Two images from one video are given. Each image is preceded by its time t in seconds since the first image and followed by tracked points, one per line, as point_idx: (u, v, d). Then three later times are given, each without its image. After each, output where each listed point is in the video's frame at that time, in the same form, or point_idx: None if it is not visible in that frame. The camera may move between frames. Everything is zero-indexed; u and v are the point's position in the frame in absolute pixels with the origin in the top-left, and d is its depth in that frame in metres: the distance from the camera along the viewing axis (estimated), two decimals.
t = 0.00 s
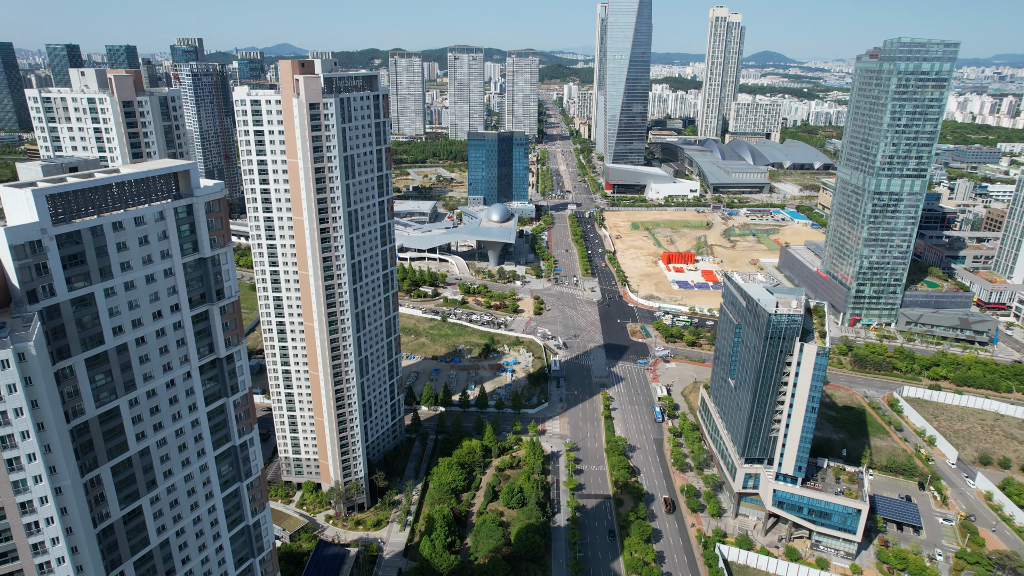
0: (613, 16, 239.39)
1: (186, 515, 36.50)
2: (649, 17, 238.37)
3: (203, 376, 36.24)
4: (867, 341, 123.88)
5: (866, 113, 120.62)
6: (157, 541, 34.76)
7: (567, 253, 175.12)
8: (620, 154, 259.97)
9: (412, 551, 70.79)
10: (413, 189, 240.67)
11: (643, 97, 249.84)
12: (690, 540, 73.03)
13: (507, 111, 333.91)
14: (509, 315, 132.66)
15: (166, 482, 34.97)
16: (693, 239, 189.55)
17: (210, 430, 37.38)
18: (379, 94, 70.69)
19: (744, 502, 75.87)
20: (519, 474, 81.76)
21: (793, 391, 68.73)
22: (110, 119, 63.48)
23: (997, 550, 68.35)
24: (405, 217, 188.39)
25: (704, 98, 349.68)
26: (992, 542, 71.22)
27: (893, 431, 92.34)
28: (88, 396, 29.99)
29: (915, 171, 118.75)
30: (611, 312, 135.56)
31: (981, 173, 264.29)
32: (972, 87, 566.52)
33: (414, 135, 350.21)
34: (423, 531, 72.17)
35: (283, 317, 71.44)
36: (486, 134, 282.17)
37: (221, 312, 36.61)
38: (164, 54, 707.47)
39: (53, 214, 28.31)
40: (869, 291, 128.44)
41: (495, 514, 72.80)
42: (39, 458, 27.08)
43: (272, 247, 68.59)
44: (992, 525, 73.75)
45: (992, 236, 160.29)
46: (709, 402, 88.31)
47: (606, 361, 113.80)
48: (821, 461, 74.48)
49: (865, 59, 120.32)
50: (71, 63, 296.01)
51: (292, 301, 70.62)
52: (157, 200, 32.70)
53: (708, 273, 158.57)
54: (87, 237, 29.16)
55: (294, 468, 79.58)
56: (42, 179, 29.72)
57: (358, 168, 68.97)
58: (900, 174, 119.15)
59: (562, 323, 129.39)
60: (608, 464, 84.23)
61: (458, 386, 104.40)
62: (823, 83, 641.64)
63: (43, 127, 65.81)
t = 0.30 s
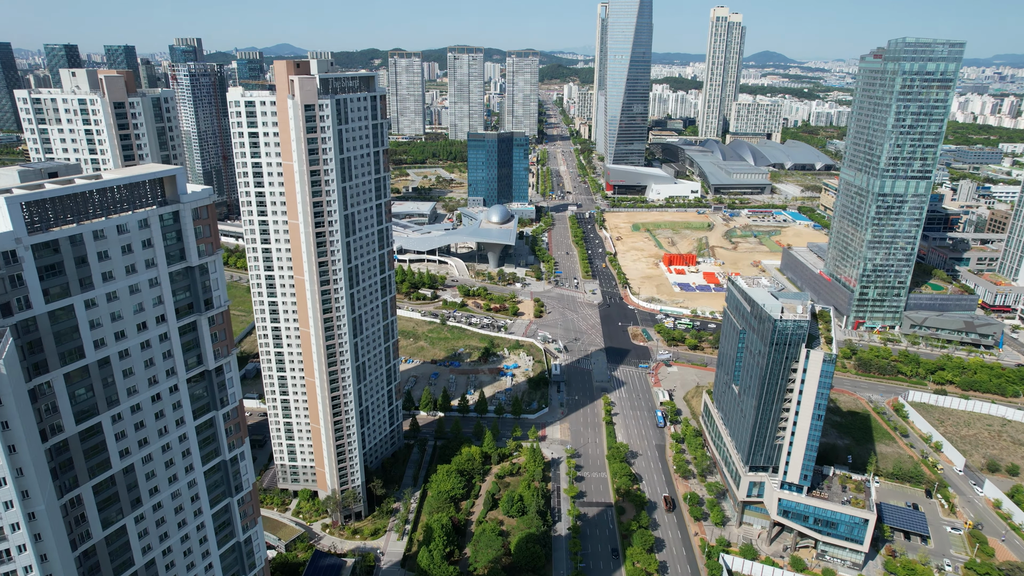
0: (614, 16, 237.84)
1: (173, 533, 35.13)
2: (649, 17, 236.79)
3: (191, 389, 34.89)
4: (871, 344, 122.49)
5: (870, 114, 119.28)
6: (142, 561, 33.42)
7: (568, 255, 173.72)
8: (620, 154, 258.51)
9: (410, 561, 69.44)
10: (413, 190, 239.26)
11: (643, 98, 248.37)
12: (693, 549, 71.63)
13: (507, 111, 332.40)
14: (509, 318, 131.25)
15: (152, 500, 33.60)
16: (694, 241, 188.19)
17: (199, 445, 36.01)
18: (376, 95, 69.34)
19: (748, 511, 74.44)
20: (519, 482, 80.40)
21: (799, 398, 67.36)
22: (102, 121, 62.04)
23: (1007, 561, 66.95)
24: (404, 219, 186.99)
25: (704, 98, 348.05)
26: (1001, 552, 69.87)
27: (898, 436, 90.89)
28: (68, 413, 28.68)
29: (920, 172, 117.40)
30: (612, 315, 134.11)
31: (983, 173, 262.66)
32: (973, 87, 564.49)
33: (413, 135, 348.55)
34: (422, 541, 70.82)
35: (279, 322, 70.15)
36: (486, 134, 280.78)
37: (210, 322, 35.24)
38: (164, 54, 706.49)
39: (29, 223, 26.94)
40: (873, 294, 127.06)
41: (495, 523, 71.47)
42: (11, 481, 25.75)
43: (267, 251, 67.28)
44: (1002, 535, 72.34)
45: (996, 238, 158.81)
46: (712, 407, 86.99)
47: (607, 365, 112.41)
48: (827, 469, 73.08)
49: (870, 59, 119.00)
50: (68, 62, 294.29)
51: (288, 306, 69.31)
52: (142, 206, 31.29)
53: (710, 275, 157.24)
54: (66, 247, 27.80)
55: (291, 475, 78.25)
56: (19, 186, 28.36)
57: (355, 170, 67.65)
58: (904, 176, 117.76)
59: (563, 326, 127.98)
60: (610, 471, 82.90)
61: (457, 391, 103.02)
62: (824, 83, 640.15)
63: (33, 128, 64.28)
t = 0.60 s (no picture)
0: (614, 16, 236.45)
1: (159, 553, 33.77)
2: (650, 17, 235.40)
3: (178, 403, 33.46)
4: (875, 347, 121.08)
5: (874, 114, 117.93)
6: None
7: (568, 257, 172.41)
8: (620, 155, 257.11)
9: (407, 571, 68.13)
10: (412, 190, 238.02)
11: (644, 98, 247.06)
12: (697, 559, 70.24)
13: (506, 112, 330.96)
14: (509, 321, 129.79)
15: (136, 519, 32.24)
16: (695, 242, 186.90)
17: (187, 460, 34.64)
18: (373, 96, 67.98)
19: (752, 519, 72.99)
20: (519, 489, 79.11)
21: (805, 405, 65.99)
22: (92, 122, 60.55)
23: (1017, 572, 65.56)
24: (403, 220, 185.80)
25: (705, 98, 346.52)
26: (1011, 562, 68.49)
27: (904, 442, 89.46)
28: (45, 431, 27.36)
29: (925, 174, 116.06)
30: (613, 318, 132.66)
31: (985, 174, 261.23)
32: (974, 87, 562.91)
33: (413, 135, 347.29)
34: (420, 550, 69.48)
35: (273, 327, 68.78)
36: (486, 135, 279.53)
37: (197, 333, 33.83)
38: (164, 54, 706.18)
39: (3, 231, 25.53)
40: (876, 297, 125.64)
41: (494, 533, 70.17)
42: None
43: (262, 255, 65.93)
44: (1011, 544, 70.93)
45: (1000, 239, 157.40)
46: (715, 413, 85.69)
47: (608, 369, 110.99)
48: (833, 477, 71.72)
49: (874, 59, 117.68)
50: (67, 62, 292.97)
51: (283, 311, 67.97)
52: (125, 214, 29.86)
53: (712, 277, 155.90)
54: (42, 257, 26.43)
55: (286, 483, 76.90)
56: None
57: (351, 173, 66.28)
58: (909, 177, 116.39)
59: (563, 329, 126.59)
60: (611, 478, 81.57)
61: (457, 396, 101.64)
62: (823, 83, 638.95)
63: (21, 130, 62.75)
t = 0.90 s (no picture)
0: (614, 16, 235.04)
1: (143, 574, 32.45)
2: (650, 17, 233.92)
3: (163, 419, 32.03)
4: (879, 351, 119.74)
5: (877, 115, 116.55)
6: None
7: (568, 259, 171.09)
8: (621, 155, 255.85)
9: None
10: (411, 191, 236.79)
11: (644, 98, 245.87)
12: (700, 569, 68.90)
13: (506, 112, 329.53)
14: (508, 324, 128.48)
15: (118, 540, 30.91)
16: (696, 244, 185.57)
17: (172, 477, 33.24)
18: (370, 97, 66.63)
19: (756, 528, 71.60)
20: (519, 497, 77.76)
21: (811, 413, 64.55)
22: (82, 124, 59.20)
23: None
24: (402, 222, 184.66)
25: (705, 98, 344.96)
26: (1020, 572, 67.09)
27: (910, 448, 88.10)
28: (19, 452, 26.00)
29: (929, 175, 114.67)
30: (614, 321, 131.34)
31: (987, 174, 260.14)
32: (974, 87, 561.63)
33: (412, 136, 346.12)
34: (417, 561, 68.11)
35: (268, 333, 67.51)
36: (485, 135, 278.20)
37: (184, 346, 32.36)
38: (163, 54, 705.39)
39: None
40: (880, 299, 124.24)
41: (494, 543, 68.83)
42: None
43: (256, 259, 64.57)
44: (1020, 554, 69.56)
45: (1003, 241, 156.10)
46: (718, 419, 84.31)
47: (609, 373, 109.67)
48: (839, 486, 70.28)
49: (877, 59, 116.40)
50: (65, 62, 291.55)
51: (279, 317, 66.70)
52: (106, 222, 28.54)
53: (713, 279, 154.69)
54: (14, 268, 25.05)
55: (282, 491, 75.53)
56: None
57: (347, 176, 64.87)
58: (913, 179, 115.06)
59: (563, 333, 125.19)
60: (612, 486, 80.25)
61: (456, 401, 100.24)
62: (823, 83, 637.97)
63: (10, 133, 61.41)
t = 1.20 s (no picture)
0: (615, 16, 233.38)
1: None
2: (651, 17, 232.18)
3: (147, 436, 30.90)
4: (884, 355, 118.27)
5: (882, 116, 115.10)
6: None
7: (568, 261, 169.70)
8: (621, 156, 254.51)
9: None
10: (411, 192, 235.47)
11: (644, 99, 244.53)
12: None
13: (506, 112, 328.12)
14: (509, 327, 127.05)
15: (99, 563, 29.91)
16: (697, 246, 184.18)
17: (158, 496, 32.12)
18: (367, 98, 65.23)
19: (761, 538, 70.22)
20: (519, 506, 76.39)
21: (818, 422, 63.13)
22: (72, 126, 57.72)
23: None
24: (401, 223, 183.36)
25: (706, 99, 343.31)
26: None
27: (916, 455, 86.64)
28: None
29: (934, 177, 113.27)
30: (615, 324, 129.88)
31: (989, 175, 258.74)
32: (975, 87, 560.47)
33: (411, 136, 344.85)
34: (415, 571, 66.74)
35: (263, 339, 66.19)
36: (485, 136, 276.90)
37: (169, 358, 31.14)
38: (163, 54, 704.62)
39: None
40: (884, 302, 122.86)
41: (493, 553, 67.48)
42: None
43: (250, 264, 63.26)
44: None
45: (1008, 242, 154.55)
46: (722, 425, 82.92)
47: (610, 377, 108.23)
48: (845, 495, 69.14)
49: (881, 59, 114.97)
50: (64, 63, 289.78)
51: (273, 323, 65.32)
52: (85, 230, 27.44)
53: (715, 281, 153.37)
54: None
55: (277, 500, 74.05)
56: None
57: (344, 178, 63.50)
58: (918, 181, 113.68)
59: (564, 336, 123.76)
60: (614, 493, 78.94)
61: (455, 406, 98.79)
62: (823, 83, 637.08)
63: None
